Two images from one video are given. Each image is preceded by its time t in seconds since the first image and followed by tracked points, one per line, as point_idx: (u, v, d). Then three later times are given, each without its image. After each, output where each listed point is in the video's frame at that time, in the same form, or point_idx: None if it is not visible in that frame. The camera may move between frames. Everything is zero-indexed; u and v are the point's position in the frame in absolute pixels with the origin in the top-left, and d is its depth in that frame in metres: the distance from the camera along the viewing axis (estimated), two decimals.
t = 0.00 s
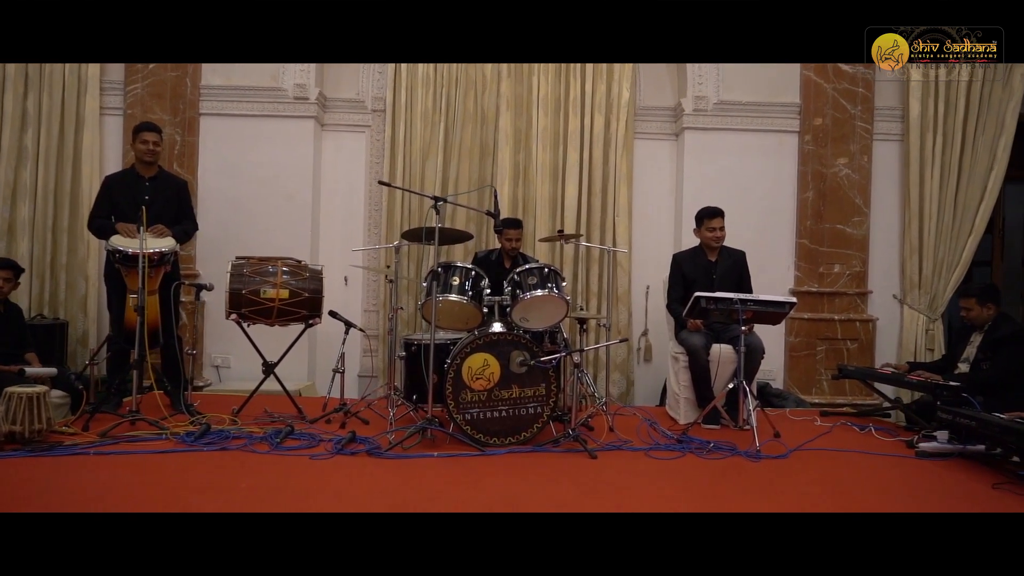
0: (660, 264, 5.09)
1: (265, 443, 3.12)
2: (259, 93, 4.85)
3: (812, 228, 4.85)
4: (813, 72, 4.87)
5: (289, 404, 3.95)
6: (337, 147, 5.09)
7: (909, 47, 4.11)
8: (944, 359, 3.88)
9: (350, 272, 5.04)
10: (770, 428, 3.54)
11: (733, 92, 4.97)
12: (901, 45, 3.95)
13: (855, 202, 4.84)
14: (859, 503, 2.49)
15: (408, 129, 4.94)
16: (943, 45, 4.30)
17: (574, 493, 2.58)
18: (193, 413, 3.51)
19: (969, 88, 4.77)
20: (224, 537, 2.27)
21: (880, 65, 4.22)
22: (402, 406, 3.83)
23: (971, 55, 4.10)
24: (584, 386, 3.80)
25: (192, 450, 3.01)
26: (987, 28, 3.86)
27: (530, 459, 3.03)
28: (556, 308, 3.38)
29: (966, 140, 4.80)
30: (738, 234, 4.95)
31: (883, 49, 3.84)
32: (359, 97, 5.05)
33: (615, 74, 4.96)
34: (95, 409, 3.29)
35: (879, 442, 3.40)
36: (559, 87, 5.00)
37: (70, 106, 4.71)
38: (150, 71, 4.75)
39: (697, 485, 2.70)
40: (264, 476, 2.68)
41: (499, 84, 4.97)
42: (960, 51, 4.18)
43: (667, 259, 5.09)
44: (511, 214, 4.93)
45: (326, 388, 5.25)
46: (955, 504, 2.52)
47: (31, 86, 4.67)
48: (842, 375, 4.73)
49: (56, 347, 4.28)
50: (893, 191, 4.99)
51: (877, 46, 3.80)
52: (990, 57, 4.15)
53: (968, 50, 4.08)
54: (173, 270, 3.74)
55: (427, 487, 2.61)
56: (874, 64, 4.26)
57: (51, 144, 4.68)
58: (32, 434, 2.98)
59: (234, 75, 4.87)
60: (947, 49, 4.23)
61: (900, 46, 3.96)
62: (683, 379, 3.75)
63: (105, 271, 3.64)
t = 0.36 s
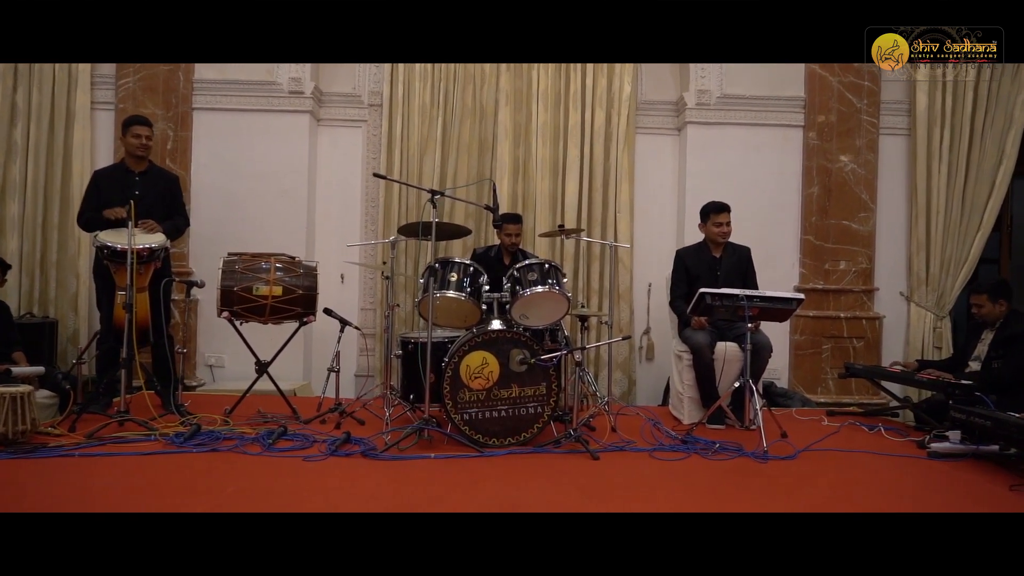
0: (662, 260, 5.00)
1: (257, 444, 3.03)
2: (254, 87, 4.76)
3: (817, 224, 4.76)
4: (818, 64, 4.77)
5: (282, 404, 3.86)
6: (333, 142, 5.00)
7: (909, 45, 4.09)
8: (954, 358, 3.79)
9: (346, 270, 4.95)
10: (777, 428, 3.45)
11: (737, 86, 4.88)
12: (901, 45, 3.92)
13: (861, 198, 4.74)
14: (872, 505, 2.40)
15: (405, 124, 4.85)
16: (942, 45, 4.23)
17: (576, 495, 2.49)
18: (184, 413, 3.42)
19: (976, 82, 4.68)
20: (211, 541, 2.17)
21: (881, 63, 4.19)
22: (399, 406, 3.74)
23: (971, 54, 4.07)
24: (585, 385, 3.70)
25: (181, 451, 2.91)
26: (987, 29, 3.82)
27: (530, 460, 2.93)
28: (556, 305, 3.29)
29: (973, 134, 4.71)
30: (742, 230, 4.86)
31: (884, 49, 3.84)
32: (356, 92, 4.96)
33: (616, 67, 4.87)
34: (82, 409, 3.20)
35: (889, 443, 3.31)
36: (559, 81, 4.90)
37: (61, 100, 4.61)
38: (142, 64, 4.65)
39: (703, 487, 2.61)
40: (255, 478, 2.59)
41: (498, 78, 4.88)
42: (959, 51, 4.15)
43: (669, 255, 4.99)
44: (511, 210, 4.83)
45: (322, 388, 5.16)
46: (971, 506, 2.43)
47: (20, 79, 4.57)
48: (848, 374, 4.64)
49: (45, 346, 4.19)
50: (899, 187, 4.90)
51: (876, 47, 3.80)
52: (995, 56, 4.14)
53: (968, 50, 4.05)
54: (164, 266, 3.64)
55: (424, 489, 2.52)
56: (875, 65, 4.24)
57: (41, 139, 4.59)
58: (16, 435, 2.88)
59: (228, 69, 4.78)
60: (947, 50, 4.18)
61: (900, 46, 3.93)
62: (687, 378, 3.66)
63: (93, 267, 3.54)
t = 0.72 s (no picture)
0: (665, 257, 4.90)
1: (249, 445, 2.93)
2: (248, 80, 4.66)
3: (823, 221, 4.67)
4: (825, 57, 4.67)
5: (277, 404, 3.76)
6: (330, 137, 4.90)
7: (910, 43, 3.91)
8: (965, 356, 3.70)
9: (343, 266, 4.85)
10: (785, 428, 3.36)
11: (741, 79, 4.78)
12: (901, 44, 3.78)
13: (868, 193, 4.65)
14: (886, 508, 2.31)
15: (403, 118, 4.75)
16: (943, 45, 4.10)
17: (579, 497, 2.40)
18: (175, 413, 3.32)
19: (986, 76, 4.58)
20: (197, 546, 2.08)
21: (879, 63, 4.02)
22: (396, 406, 3.64)
23: (973, 54, 3.93)
24: (588, 384, 3.61)
25: (170, 452, 2.81)
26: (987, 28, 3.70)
27: (531, 461, 2.84)
28: (558, 302, 3.20)
29: (984, 128, 4.61)
30: (747, 226, 4.77)
31: (884, 49, 3.69)
32: (352, 85, 4.86)
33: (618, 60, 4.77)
34: (69, 409, 3.10)
35: (900, 444, 3.22)
36: (560, 75, 4.80)
37: (51, 94, 4.51)
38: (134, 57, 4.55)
39: (711, 489, 2.51)
40: (246, 479, 2.50)
41: (498, 71, 4.78)
42: (959, 51, 4.01)
43: (673, 252, 4.90)
44: (511, 205, 4.74)
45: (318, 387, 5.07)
46: (989, 509, 2.34)
47: (10, 73, 4.48)
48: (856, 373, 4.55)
49: (35, 344, 4.09)
50: (907, 182, 4.80)
51: (876, 46, 3.67)
52: (994, 55, 3.97)
53: (968, 50, 3.91)
54: (155, 261, 3.54)
55: (421, 491, 2.43)
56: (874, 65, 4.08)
57: (31, 134, 4.49)
58: None
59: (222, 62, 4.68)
60: (947, 50, 4.05)
61: (900, 45, 3.78)
62: (692, 377, 3.57)
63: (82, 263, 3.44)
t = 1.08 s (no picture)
0: (668, 253, 4.80)
1: (240, 445, 2.83)
2: (243, 72, 4.57)
3: (830, 216, 4.58)
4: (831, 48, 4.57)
5: (270, 403, 3.66)
6: (326, 130, 4.81)
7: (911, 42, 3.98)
8: (977, 353, 3.60)
9: (339, 263, 4.76)
10: (793, 428, 3.26)
11: (745, 71, 4.69)
12: (901, 45, 3.80)
13: (876, 188, 4.55)
14: (902, 510, 2.21)
15: (401, 112, 4.65)
16: (943, 45, 4.06)
17: (581, 500, 2.30)
18: (164, 412, 3.22)
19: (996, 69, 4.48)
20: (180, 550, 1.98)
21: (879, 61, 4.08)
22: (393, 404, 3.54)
23: (972, 55, 3.93)
24: (590, 382, 3.51)
25: (157, 452, 2.71)
26: (987, 28, 3.64)
27: (532, 462, 2.74)
28: (560, 297, 3.11)
29: (993, 122, 4.51)
30: (752, 222, 4.68)
31: (887, 48, 3.74)
32: (349, 77, 4.76)
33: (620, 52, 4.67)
34: (54, 408, 3.00)
35: (912, 444, 3.12)
36: (561, 66, 4.70)
37: (41, 85, 4.41)
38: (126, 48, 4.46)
39: (719, 490, 2.41)
40: (235, 480, 2.40)
41: (498, 64, 4.68)
42: (959, 51, 3.98)
43: (676, 248, 4.80)
44: (511, 200, 4.65)
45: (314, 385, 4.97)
46: (1009, 511, 2.24)
47: None
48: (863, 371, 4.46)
49: (23, 342, 3.99)
50: (915, 176, 4.71)
51: (876, 47, 3.66)
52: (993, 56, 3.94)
53: (968, 51, 3.87)
54: (145, 256, 3.44)
55: (416, 493, 2.32)
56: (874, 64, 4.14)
57: (21, 126, 4.39)
58: None
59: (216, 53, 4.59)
60: (947, 50, 4.02)
61: (900, 46, 3.80)
62: (697, 375, 3.47)
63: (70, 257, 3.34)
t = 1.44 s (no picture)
0: (672, 250, 4.71)
1: (230, 446, 2.73)
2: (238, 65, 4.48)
3: (837, 212, 4.48)
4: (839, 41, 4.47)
5: (264, 403, 3.56)
6: (323, 125, 4.71)
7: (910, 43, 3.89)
8: (992, 351, 3.50)
9: (337, 260, 4.66)
10: (803, 428, 3.16)
11: (751, 64, 4.59)
12: (901, 45, 3.75)
13: (885, 183, 4.45)
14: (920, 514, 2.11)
15: (399, 106, 4.56)
16: (942, 45, 3.95)
17: (585, 503, 2.20)
18: (154, 412, 3.12)
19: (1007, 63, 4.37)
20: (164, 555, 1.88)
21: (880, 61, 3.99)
22: (390, 404, 3.44)
23: (973, 55, 3.82)
24: (593, 381, 3.41)
25: (145, 454, 2.61)
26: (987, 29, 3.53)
27: (533, 463, 2.64)
28: (562, 293, 3.01)
29: (1005, 116, 4.40)
30: (758, 218, 4.58)
31: (884, 48, 3.66)
32: (347, 71, 4.66)
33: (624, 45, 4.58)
34: (39, 408, 2.90)
35: (927, 445, 3.02)
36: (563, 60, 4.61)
37: (31, 78, 4.31)
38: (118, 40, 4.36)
39: (729, 492, 2.32)
40: (224, 482, 2.30)
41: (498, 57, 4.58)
42: (959, 52, 3.86)
43: (680, 245, 4.70)
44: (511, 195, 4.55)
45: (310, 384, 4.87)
46: None
47: None
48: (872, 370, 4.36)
49: (12, 340, 3.89)
50: (924, 171, 4.60)
51: (876, 47, 3.61)
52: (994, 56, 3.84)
53: (968, 51, 3.75)
54: (135, 251, 3.34)
55: (413, 495, 2.23)
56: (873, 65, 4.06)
57: (10, 120, 4.29)
58: None
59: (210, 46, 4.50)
60: (947, 50, 3.91)
61: (900, 46, 3.75)
62: (703, 374, 3.37)
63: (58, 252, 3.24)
